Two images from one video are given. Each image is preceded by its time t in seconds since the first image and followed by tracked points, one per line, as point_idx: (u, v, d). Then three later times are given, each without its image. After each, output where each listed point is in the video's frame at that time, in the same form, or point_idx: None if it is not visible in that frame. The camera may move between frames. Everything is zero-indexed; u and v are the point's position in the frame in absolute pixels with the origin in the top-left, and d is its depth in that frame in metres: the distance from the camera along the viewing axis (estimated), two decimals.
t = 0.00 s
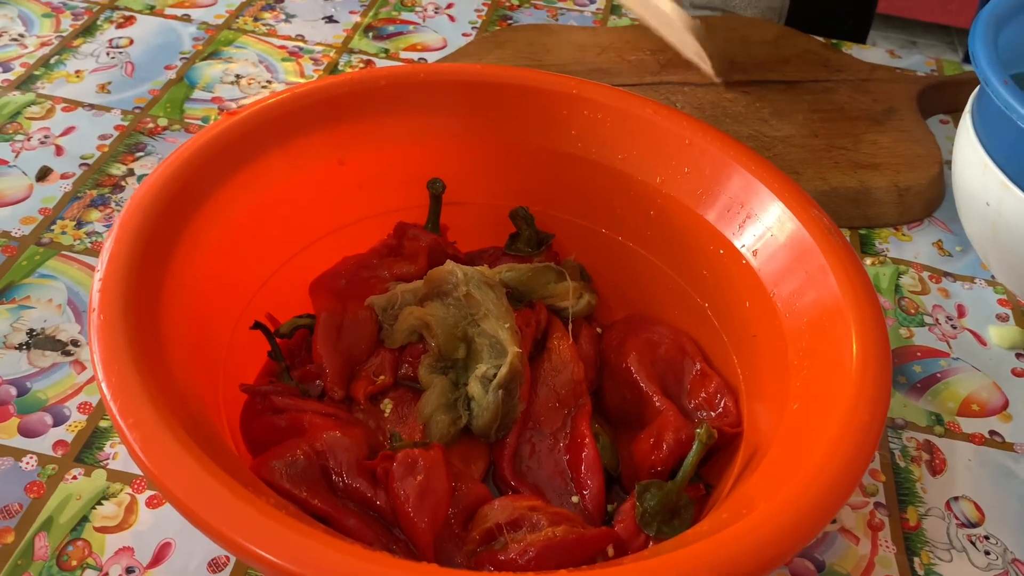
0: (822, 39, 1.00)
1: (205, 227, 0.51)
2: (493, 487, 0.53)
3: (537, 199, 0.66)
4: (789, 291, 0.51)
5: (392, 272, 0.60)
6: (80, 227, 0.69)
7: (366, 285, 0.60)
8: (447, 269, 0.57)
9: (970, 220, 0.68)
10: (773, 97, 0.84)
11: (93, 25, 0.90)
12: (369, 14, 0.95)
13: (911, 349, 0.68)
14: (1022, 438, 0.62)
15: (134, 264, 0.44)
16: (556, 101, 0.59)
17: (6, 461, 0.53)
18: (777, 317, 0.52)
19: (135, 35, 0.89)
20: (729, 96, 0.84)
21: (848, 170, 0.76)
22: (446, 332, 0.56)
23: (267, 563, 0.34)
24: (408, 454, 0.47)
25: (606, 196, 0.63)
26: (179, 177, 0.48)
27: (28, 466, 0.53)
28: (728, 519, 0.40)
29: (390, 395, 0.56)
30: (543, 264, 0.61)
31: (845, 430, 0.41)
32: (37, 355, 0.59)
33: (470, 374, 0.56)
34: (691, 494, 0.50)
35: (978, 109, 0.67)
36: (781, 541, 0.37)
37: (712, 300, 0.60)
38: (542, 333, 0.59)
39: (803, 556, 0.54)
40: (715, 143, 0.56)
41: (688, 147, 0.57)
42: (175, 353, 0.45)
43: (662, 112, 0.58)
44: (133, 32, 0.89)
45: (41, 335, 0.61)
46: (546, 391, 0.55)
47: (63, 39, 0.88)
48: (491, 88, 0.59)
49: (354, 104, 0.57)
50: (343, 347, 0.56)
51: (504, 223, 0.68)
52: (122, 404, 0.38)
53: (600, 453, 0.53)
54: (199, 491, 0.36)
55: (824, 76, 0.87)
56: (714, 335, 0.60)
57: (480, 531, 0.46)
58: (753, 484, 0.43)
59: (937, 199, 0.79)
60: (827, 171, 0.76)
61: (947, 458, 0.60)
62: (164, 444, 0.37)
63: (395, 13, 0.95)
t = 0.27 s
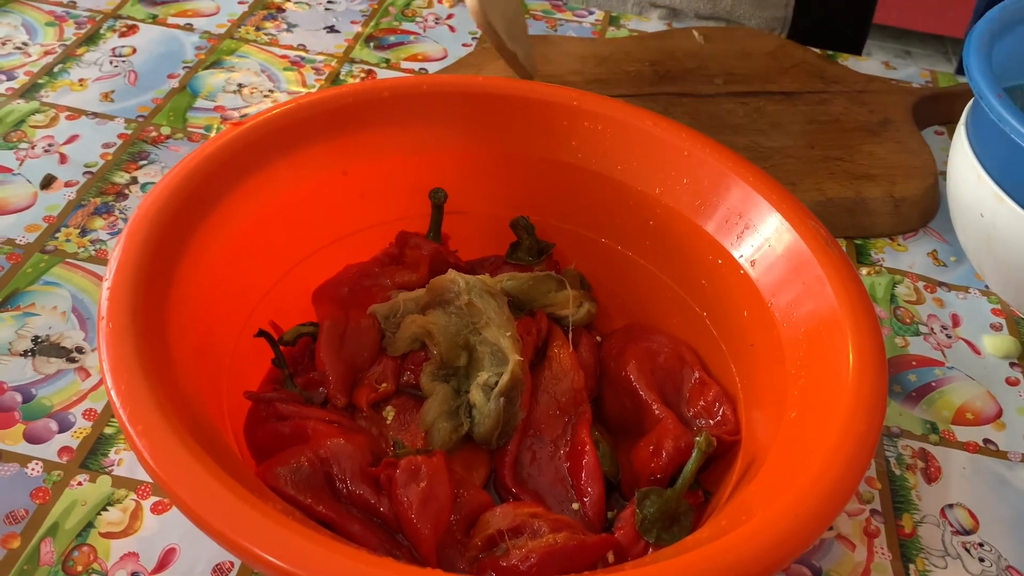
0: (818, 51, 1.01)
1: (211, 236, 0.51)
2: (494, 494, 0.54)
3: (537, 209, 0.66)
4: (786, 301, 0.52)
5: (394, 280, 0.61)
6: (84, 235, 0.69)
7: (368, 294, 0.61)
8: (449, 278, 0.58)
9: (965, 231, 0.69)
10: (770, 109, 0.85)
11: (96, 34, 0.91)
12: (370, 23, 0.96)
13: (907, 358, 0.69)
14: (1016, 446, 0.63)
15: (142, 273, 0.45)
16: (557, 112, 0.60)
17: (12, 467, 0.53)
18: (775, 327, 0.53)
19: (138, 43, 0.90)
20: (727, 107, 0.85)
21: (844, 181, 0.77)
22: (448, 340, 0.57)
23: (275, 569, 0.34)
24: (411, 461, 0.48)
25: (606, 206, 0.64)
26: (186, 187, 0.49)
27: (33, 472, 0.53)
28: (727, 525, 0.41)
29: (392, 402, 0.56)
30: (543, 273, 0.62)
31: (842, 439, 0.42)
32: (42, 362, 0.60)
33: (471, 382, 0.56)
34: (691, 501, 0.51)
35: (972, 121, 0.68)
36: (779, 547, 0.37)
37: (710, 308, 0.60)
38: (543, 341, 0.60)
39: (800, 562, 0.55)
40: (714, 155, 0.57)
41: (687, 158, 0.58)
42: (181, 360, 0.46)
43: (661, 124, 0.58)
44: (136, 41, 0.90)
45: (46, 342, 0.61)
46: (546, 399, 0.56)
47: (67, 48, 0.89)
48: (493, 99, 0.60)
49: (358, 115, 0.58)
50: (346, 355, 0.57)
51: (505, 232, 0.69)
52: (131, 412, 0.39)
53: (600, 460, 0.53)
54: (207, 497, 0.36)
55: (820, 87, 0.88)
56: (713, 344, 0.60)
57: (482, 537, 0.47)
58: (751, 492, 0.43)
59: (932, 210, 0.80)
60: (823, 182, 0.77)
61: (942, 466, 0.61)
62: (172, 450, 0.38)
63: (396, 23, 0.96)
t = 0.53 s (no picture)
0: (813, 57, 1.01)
1: (207, 241, 0.51)
2: (490, 498, 0.54)
3: (534, 214, 0.67)
4: (781, 306, 0.52)
5: (390, 285, 0.61)
6: (80, 239, 0.69)
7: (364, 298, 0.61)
8: (445, 283, 0.58)
9: (959, 237, 0.70)
10: (766, 115, 0.86)
11: (93, 39, 0.91)
12: (367, 29, 0.96)
13: (902, 363, 0.69)
14: (1010, 451, 0.63)
15: (138, 278, 0.45)
16: (554, 118, 0.61)
17: (7, 471, 0.53)
18: (770, 331, 0.53)
19: (135, 49, 0.90)
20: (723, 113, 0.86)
21: (839, 187, 0.78)
22: (444, 345, 0.57)
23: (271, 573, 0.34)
24: (407, 466, 0.48)
25: (602, 211, 0.64)
26: (183, 191, 0.49)
27: (29, 476, 0.53)
28: (722, 529, 0.41)
29: (388, 407, 0.56)
30: (539, 278, 0.62)
31: (836, 443, 0.42)
32: (38, 366, 0.60)
33: (467, 386, 0.57)
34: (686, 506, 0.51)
35: (966, 128, 0.69)
36: (774, 551, 0.37)
37: (706, 313, 0.61)
38: (539, 346, 0.60)
39: (795, 567, 0.55)
40: (709, 161, 0.57)
41: (683, 164, 0.58)
42: (178, 365, 0.46)
43: (656, 130, 0.59)
44: (133, 46, 0.90)
45: (41, 346, 0.61)
46: (542, 404, 0.56)
47: (63, 53, 0.89)
48: (490, 105, 0.60)
49: (354, 120, 0.58)
50: (342, 359, 0.57)
51: (501, 237, 0.69)
52: (127, 416, 0.39)
53: (596, 465, 0.54)
54: (203, 501, 0.36)
55: (815, 93, 0.89)
56: (708, 349, 0.61)
57: (478, 542, 0.47)
58: (746, 496, 0.44)
59: (927, 215, 0.80)
60: (819, 187, 0.78)
61: (937, 470, 0.61)
62: (169, 454, 0.38)
63: (393, 29, 0.96)
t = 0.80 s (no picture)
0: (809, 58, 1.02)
1: (206, 241, 0.51)
2: (489, 497, 0.54)
3: (532, 214, 0.67)
4: (779, 306, 0.53)
5: (389, 285, 0.61)
6: (78, 240, 0.69)
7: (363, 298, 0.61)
8: (444, 283, 0.58)
9: (957, 237, 0.70)
10: (763, 116, 0.86)
11: (91, 41, 0.91)
12: (365, 31, 0.96)
13: (900, 363, 0.69)
14: (1009, 450, 0.63)
15: (137, 278, 0.45)
16: (552, 118, 0.61)
17: (6, 472, 0.53)
18: (768, 331, 0.53)
19: (133, 50, 0.90)
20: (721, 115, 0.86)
21: (837, 187, 0.78)
22: (442, 345, 0.57)
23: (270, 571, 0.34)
24: (406, 465, 0.48)
25: (600, 211, 0.64)
26: (182, 191, 0.49)
27: (27, 477, 0.53)
28: (721, 527, 0.41)
29: (387, 407, 0.56)
30: (538, 278, 0.62)
31: (835, 442, 0.42)
32: (36, 367, 0.60)
33: (466, 386, 0.57)
34: (684, 505, 0.51)
35: (964, 128, 0.69)
36: (772, 549, 0.37)
37: (704, 313, 0.61)
38: (537, 346, 0.60)
39: (794, 566, 0.55)
40: (708, 161, 0.57)
41: (681, 164, 0.58)
42: (177, 365, 0.46)
43: (654, 130, 0.59)
44: (132, 48, 0.90)
45: (40, 347, 0.61)
46: (541, 403, 0.56)
47: (62, 54, 0.89)
48: (489, 105, 0.60)
49: (353, 121, 0.58)
50: (341, 360, 0.57)
51: (500, 238, 0.69)
52: (127, 415, 0.39)
53: (594, 464, 0.54)
54: (202, 500, 0.36)
55: (813, 95, 0.89)
56: (707, 348, 0.61)
57: (477, 541, 0.47)
58: (745, 494, 0.44)
59: (925, 216, 0.80)
60: (817, 188, 0.78)
61: (935, 470, 0.61)
62: (168, 453, 0.38)
63: (391, 31, 0.97)
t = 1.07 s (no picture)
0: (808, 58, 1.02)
1: (206, 245, 0.51)
2: (488, 500, 0.54)
3: (531, 217, 0.67)
4: (777, 308, 0.53)
5: (388, 288, 0.61)
6: (78, 244, 0.69)
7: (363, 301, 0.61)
8: (443, 286, 0.59)
9: (955, 239, 0.70)
10: (762, 119, 0.86)
11: (91, 45, 0.91)
12: (364, 34, 0.96)
13: (898, 365, 0.69)
14: (1007, 452, 0.63)
15: (137, 282, 0.45)
16: (551, 121, 0.61)
17: (6, 476, 0.53)
18: (766, 333, 0.54)
19: (133, 54, 0.90)
20: (719, 117, 0.86)
21: (835, 190, 0.78)
22: (441, 348, 0.57)
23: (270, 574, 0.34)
24: (406, 468, 0.48)
25: (599, 214, 0.64)
26: (182, 195, 0.49)
27: (27, 480, 0.53)
28: (720, 530, 0.41)
29: (386, 410, 0.56)
30: (536, 281, 0.63)
31: (833, 445, 0.42)
32: (36, 370, 0.60)
33: (465, 389, 0.57)
34: (683, 507, 0.51)
35: (961, 131, 0.69)
36: (771, 551, 0.38)
37: (703, 316, 0.61)
38: (536, 349, 0.60)
39: (793, 568, 0.55)
40: (706, 164, 0.57)
41: (680, 167, 0.58)
42: (177, 368, 0.46)
43: (652, 133, 0.59)
44: (131, 51, 0.91)
45: (40, 351, 0.61)
46: (540, 406, 0.56)
47: (61, 58, 0.89)
48: (488, 108, 0.61)
49: (352, 124, 0.58)
50: (340, 363, 0.57)
51: (499, 241, 0.69)
52: (127, 419, 0.39)
53: (594, 467, 0.54)
54: (203, 503, 0.36)
55: (812, 98, 0.90)
56: (705, 351, 0.61)
57: (476, 543, 0.47)
58: (743, 496, 0.44)
59: (922, 218, 0.81)
60: (814, 190, 0.78)
61: (933, 471, 0.62)
62: (168, 457, 0.38)
63: (390, 34, 0.97)
